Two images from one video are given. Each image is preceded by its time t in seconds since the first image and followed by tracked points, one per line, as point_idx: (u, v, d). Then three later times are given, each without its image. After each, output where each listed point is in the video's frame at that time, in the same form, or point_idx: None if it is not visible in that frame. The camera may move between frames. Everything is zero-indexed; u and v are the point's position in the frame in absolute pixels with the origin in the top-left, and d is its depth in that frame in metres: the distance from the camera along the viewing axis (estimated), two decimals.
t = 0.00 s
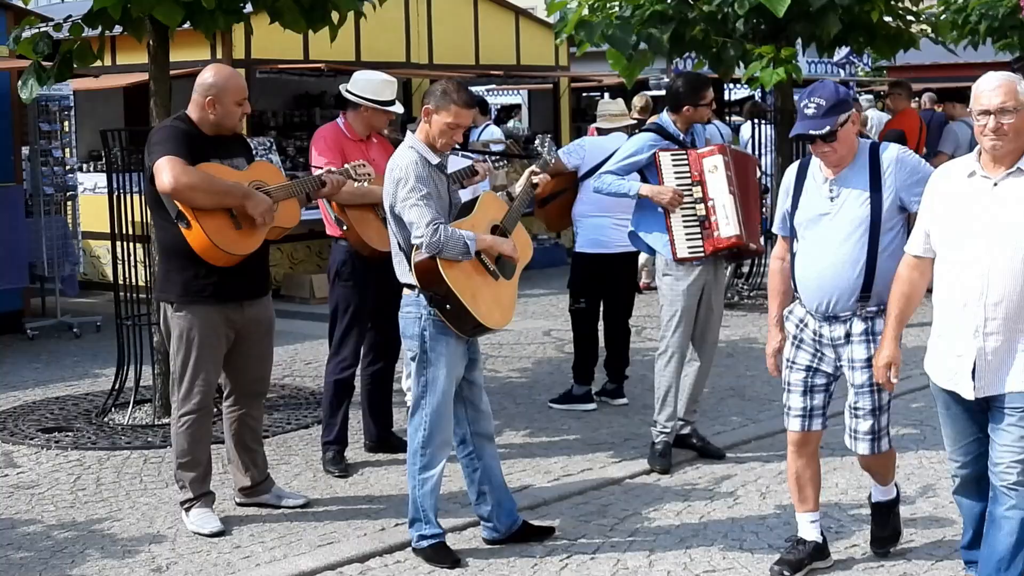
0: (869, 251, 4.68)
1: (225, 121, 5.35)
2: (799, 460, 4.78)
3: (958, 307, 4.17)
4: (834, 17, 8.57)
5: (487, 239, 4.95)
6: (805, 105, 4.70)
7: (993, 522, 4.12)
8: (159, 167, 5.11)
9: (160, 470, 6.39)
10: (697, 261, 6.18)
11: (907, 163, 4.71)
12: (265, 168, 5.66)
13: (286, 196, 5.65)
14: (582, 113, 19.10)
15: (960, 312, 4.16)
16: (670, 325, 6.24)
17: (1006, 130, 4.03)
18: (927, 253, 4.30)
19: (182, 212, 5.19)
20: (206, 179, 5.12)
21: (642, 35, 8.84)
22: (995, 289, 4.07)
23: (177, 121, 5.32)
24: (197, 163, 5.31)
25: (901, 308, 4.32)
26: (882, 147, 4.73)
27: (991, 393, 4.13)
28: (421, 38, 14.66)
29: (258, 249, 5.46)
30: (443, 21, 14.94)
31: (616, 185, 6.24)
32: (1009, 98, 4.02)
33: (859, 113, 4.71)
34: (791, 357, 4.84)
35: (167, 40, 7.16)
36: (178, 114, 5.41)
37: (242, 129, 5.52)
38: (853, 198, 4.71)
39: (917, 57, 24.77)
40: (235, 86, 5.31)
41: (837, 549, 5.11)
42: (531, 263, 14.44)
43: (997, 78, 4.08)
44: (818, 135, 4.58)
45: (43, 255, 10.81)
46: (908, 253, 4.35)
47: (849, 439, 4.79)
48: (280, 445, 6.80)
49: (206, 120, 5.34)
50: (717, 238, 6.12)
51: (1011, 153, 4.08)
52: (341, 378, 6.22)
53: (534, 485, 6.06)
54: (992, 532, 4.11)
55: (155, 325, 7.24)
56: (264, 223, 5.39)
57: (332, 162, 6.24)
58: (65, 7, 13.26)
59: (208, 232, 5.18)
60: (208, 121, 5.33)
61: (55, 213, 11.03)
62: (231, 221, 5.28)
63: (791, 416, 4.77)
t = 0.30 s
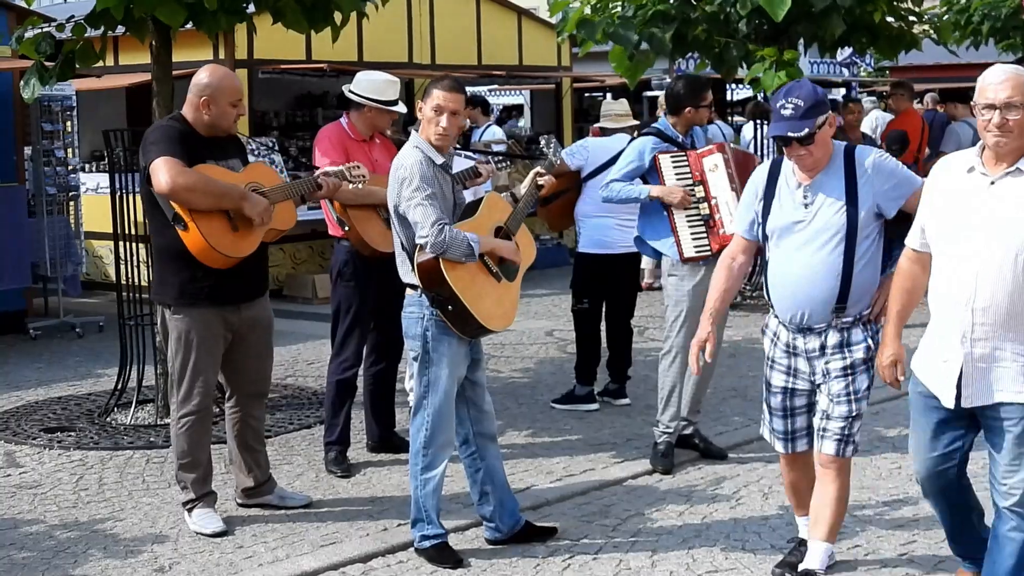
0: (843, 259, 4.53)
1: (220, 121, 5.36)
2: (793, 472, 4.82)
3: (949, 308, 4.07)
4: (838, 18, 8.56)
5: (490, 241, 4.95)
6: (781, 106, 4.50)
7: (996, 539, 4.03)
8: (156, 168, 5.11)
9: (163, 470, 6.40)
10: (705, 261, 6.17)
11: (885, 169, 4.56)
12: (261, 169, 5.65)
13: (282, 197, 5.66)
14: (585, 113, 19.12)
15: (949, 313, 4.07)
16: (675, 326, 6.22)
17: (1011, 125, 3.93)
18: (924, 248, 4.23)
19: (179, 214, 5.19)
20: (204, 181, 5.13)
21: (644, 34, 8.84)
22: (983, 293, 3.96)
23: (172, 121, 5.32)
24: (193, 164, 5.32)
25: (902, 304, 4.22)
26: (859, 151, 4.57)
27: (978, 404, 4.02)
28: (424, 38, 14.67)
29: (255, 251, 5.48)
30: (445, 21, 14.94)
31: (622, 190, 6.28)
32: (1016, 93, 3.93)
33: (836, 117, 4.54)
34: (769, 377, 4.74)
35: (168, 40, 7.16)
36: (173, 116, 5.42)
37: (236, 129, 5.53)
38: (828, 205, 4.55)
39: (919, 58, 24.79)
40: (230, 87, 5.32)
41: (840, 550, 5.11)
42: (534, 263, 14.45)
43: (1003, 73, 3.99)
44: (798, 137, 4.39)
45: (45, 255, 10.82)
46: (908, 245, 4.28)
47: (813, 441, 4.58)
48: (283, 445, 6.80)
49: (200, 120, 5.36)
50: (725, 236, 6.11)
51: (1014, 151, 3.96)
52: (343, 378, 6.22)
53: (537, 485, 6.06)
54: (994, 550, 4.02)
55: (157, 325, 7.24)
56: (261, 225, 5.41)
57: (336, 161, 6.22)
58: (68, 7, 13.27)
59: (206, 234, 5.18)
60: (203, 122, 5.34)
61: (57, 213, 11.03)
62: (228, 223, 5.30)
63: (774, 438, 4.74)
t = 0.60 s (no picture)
0: (825, 262, 4.38)
1: (215, 122, 5.36)
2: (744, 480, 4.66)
3: (931, 321, 3.94)
4: (839, 19, 8.57)
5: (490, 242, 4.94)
6: (781, 84, 4.47)
7: (992, 546, 4.01)
8: (154, 173, 5.10)
9: (163, 470, 6.40)
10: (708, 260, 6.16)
11: (874, 172, 4.43)
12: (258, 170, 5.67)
13: (278, 198, 5.66)
14: (586, 114, 19.12)
15: (933, 326, 3.94)
16: (679, 325, 6.25)
17: (979, 132, 3.82)
18: (902, 256, 4.09)
19: (177, 218, 5.19)
20: (203, 185, 5.13)
21: (646, 35, 8.96)
22: (966, 303, 3.83)
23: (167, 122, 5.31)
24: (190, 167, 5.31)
25: (880, 314, 4.12)
26: (849, 152, 4.44)
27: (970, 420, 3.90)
28: (425, 39, 14.68)
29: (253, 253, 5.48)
30: (447, 21, 14.94)
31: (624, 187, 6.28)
32: (983, 98, 3.82)
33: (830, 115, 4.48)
34: (734, 379, 4.61)
35: (170, 40, 7.16)
36: (167, 116, 5.40)
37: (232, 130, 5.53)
38: (812, 204, 4.41)
39: (921, 59, 24.80)
40: (225, 87, 5.32)
41: (841, 552, 5.11)
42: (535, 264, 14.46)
43: (972, 75, 3.86)
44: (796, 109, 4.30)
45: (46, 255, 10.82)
46: (887, 253, 4.15)
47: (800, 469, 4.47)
48: (283, 445, 6.80)
49: (195, 121, 5.35)
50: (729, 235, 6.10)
51: (989, 156, 3.85)
52: (345, 379, 6.21)
53: (538, 486, 6.06)
54: (990, 558, 4.02)
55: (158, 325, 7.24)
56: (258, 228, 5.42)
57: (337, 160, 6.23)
58: (70, 7, 13.28)
59: (205, 238, 5.19)
60: (198, 122, 5.33)
61: (58, 213, 11.04)
62: (226, 227, 5.31)
63: (726, 441, 4.61)
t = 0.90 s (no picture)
0: (782, 275, 4.20)
1: (213, 122, 5.35)
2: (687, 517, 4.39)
3: (862, 333, 3.79)
4: (840, 21, 8.58)
5: (492, 242, 4.95)
6: (735, 87, 4.32)
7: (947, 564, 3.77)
8: (154, 173, 5.10)
9: (164, 470, 6.39)
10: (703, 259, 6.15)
11: (832, 181, 4.26)
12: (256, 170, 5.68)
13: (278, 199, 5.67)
14: (588, 115, 19.14)
15: (863, 339, 3.79)
16: (675, 329, 6.21)
17: (882, 146, 3.69)
18: (838, 273, 3.98)
19: (177, 218, 5.19)
20: (202, 186, 5.13)
21: (647, 36, 8.99)
22: (895, 312, 3.68)
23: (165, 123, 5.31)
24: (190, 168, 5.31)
25: (822, 336, 4.03)
26: (804, 159, 4.28)
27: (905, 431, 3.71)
28: (426, 40, 14.69)
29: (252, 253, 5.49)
30: (448, 22, 14.94)
31: (619, 185, 6.33)
32: (887, 112, 3.69)
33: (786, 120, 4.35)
34: (695, 396, 4.40)
35: (171, 41, 7.17)
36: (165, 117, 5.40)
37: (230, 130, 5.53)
38: (767, 214, 4.24)
39: (923, 62, 24.83)
40: (223, 88, 5.32)
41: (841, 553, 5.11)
42: (536, 265, 14.46)
43: (885, 86, 3.73)
44: (755, 108, 4.15)
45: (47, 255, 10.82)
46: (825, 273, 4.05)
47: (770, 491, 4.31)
48: (284, 446, 6.80)
49: (194, 122, 5.35)
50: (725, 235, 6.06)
51: (909, 168, 3.70)
52: (345, 379, 6.21)
53: (539, 487, 6.06)
54: None
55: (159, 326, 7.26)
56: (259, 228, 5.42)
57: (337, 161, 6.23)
58: (72, 7, 13.29)
59: (205, 239, 5.19)
60: (197, 123, 5.33)
61: (59, 213, 11.04)
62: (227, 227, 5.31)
63: (686, 455, 4.36)
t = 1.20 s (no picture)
0: (722, 275, 4.05)
1: (214, 123, 5.35)
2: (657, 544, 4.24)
3: (807, 333, 3.74)
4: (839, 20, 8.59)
5: (491, 243, 4.95)
6: (666, 80, 4.16)
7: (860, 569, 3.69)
8: (154, 171, 5.12)
9: (163, 472, 6.39)
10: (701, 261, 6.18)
11: (769, 176, 4.12)
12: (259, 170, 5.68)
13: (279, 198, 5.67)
14: (588, 116, 19.15)
15: (806, 339, 3.75)
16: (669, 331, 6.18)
17: (825, 134, 3.68)
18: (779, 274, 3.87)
19: (178, 216, 5.20)
20: (202, 183, 5.14)
21: (646, 37, 8.97)
22: (840, 312, 3.65)
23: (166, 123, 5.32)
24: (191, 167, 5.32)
25: (749, 337, 3.88)
26: (739, 156, 4.13)
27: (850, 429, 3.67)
28: (426, 41, 14.70)
29: (254, 253, 5.49)
30: (448, 23, 14.94)
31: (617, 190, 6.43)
32: (834, 102, 3.67)
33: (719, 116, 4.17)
34: (637, 410, 4.20)
35: (170, 43, 7.17)
36: (167, 118, 5.41)
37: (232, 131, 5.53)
38: (705, 212, 4.08)
39: (922, 62, 24.85)
40: (224, 89, 5.32)
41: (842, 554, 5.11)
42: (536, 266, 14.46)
43: (837, 76, 3.72)
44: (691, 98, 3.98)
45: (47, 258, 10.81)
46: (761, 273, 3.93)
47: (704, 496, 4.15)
48: (284, 448, 6.79)
49: (195, 123, 5.35)
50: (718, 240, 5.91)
51: (854, 163, 3.67)
52: (345, 380, 6.21)
53: (539, 488, 6.06)
54: None
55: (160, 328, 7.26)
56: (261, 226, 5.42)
57: (336, 163, 6.24)
58: (71, 10, 13.29)
59: (206, 236, 5.20)
60: (198, 124, 5.33)
61: (59, 215, 11.04)
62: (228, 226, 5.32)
63: (640, 478, 4.16)
